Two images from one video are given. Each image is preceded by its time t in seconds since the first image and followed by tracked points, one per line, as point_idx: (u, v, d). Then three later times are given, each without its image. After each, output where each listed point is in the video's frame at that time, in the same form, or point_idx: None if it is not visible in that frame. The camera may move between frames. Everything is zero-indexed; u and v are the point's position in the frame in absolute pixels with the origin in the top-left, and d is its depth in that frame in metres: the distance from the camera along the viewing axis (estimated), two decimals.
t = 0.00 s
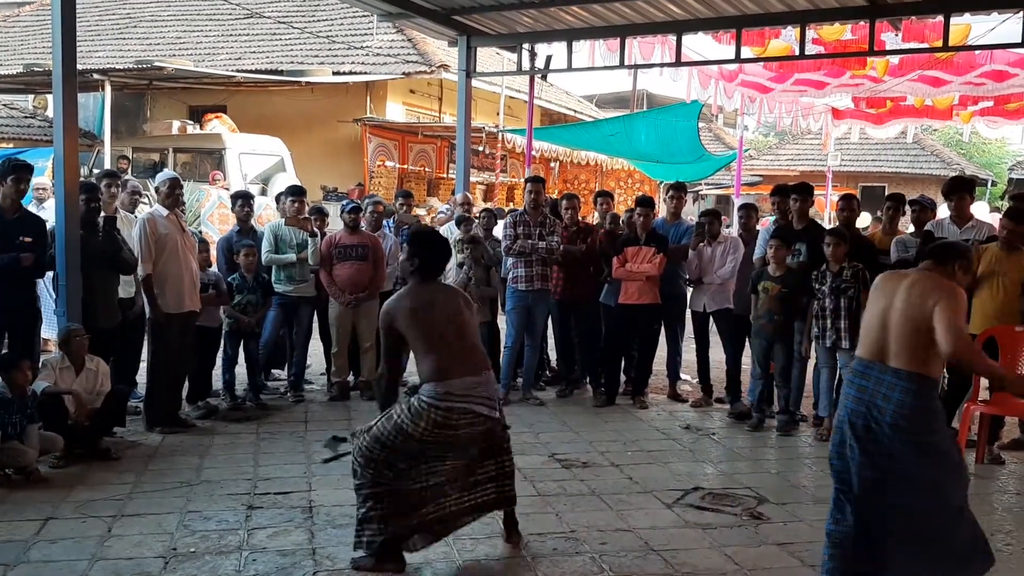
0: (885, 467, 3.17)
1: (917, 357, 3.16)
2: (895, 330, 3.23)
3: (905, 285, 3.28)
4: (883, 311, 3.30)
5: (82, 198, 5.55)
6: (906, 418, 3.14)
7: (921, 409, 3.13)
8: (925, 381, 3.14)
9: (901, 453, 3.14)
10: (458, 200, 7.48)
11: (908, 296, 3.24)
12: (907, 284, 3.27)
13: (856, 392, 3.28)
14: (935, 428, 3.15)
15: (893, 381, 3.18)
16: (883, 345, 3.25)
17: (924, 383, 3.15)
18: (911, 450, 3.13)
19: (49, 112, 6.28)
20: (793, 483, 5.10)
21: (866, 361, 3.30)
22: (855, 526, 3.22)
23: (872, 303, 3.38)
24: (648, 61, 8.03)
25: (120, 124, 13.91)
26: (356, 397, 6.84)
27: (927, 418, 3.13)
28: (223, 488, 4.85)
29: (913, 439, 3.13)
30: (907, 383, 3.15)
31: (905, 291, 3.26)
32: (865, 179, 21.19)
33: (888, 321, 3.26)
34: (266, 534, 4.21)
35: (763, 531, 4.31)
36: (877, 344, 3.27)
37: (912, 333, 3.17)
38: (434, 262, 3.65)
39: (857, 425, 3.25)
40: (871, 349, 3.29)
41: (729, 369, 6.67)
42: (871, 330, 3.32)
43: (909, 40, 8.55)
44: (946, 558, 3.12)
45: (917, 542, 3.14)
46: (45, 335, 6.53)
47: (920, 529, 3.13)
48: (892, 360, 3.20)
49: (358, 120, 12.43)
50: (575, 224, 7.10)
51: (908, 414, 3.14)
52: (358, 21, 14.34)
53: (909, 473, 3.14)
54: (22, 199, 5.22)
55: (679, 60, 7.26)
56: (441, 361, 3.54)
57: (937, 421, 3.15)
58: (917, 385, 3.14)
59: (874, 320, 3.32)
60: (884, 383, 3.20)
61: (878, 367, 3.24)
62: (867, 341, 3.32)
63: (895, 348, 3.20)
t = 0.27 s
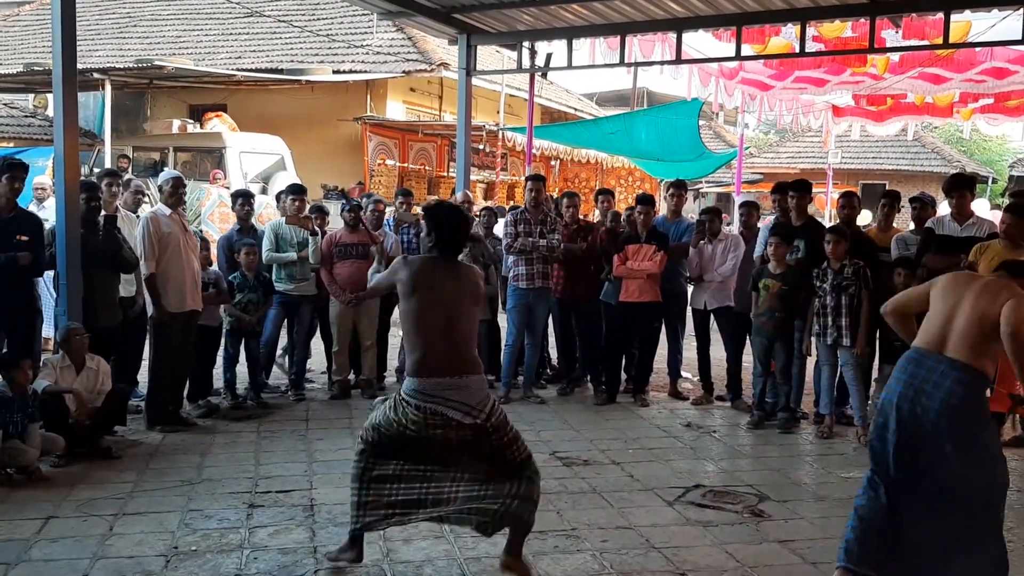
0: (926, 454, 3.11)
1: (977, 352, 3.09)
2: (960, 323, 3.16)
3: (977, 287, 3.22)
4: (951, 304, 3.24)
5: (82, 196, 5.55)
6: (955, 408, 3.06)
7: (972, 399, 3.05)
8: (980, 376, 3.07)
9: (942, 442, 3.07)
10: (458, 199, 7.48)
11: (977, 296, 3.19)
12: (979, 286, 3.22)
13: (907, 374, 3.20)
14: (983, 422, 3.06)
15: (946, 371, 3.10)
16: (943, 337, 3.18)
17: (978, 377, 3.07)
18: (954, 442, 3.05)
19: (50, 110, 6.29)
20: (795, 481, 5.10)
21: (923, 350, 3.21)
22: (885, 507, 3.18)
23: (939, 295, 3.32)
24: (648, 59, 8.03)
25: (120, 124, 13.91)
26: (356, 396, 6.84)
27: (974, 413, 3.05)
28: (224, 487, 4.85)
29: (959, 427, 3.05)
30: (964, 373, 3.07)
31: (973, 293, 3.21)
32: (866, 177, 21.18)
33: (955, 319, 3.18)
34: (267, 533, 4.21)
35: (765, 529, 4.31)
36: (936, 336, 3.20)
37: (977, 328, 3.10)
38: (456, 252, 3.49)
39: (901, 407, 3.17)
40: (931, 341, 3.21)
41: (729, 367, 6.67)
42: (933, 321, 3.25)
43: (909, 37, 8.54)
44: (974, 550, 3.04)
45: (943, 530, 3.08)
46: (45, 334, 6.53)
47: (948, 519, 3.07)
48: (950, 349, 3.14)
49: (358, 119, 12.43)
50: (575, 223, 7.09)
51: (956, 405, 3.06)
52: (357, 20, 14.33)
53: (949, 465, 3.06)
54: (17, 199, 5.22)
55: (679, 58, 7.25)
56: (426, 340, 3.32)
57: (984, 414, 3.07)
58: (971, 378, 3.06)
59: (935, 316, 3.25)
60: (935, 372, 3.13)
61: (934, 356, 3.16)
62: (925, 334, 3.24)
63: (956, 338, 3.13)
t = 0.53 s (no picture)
0: (954, 438, 2.92)
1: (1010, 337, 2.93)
2: (993, 306, 3.00)
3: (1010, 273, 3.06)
4: (985, 287, 3.07)
5: (81, 196, 5.55)
6: (989, 387, 2.89)
7: (1003, 380, 2.89)
8: (1013, 360, 2.91)
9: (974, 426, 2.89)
10: (458, 198, 7.48)
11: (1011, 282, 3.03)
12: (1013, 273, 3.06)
13: (939, 353, 3.02)
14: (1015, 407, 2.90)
15: (977, 353, 2.93)
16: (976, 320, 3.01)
17: (1012, 360, 2.91)
18: (984, 424, 2.88)
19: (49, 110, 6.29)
20: (795, 479, 5.10)
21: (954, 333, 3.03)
22: (908, 495, 2.99)
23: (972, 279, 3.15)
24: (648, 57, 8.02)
25: (120, 124, 13.91)
26: (357, 395, 6.84)
27: (1006, 393, 2.89)
28: (224, 487, 4.85)
29: (992, 410, 2.89)
30: (999, 355, 2.90)
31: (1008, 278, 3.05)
32: (865, 175, 21.19)
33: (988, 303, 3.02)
34: (267, 532, 4.21)
35: (765, 527, 4.31)
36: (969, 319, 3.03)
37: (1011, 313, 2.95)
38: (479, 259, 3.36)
39: (930, 383, 3.00)
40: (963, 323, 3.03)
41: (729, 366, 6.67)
42: (964, 305, 3.08)
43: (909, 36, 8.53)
44: (996, 546, 2.89)
45: (967, 520, 2.91)
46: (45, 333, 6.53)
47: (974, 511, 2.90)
48: (981, 333, 2.97)
49: (357, 118, 12.42)
50: (575, 221, 7.08)
51: (985, 384, 2.89)
52: (357, 19, 14.32)
53: (981, 451, 2.88)
54: (14, 199, 5.22)
55: (679, 56, 7.24)
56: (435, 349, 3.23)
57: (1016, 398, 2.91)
58: (1004, 361, 2.90)
59: (967, 300, 3.09)
60: (966, 354, 2.95)
61: (963, 340, 2.99)
62: (957, 316, 3.07)
63: (989, 322, 2.97)
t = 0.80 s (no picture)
0: (978, 428, 3.27)
1: None
2: (1019, 301, 3.30)
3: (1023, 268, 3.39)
4: (1008, 281, 3.38)
5: (80, 197, 5.55)
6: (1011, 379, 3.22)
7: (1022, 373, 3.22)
8: None
9: (986, 423, 3.26)
10: (457, 198, 7.48)
11: None
12: None
13: (963, 349, 3.37)
14: None
15: (1002, 346, 3.25)
16: (998, 314, 3.34)
17: None
18: (1006, 415, 3.23)
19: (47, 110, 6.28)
20: (794, 478, 5.10)
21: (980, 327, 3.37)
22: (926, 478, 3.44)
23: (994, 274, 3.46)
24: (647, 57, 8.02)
25: (119, 124, 13.91)
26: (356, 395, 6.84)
27: None
28: (224, 487, 4.85)
29: (1011, 403, 3.23)
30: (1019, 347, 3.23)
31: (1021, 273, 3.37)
32: (865, 174, 21.19)
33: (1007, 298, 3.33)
34: (267, 532, 4.21)
35: (764, 526, 4.31)
36: (991, 314, 3.35)
37: None
38: (449, 271, 3.50)
39: (957, 378, 3.36)
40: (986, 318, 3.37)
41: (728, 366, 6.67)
42: (986, 301, 3.40)
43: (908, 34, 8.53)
44: (1005, 544, 3.22)
45: (983, 505, 3.25)
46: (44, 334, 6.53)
47: (984, 503, 3.24)
48: (1006, 326, 3.29)
49: (356, 118, 12.42)
50: (574, 221, 7.07)
51: (1011, 376, 3.22)
52: (356, 19, 14.32)
53: (999, 442, 3.24)
54: (12, 199, 5.21)
55: (678, 55, 7.24)
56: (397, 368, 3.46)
57: None
58: None
59: (988, 294, 3.41)
60: (989, 348, 3.29)
61: (989, 333, 3.32)
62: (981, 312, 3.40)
63: (1013, 317, 3.29)
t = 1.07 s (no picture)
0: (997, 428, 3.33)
1: None
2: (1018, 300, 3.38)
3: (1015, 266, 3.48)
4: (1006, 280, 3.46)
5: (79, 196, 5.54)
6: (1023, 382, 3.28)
7: None
8: None
9: (1000, 424, 3.32)
10: (457, 197, 7.50)
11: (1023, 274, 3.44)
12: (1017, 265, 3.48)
13: (974, 356, 3.46)
14: None
15: (1012, 350, 3.33)
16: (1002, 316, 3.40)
17: None
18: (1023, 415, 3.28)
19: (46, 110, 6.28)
20: (794, 477, 5.11)
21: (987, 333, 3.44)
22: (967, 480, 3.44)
23: (992, 279, 3.53)
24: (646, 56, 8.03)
25: (118, 123, 13.90)
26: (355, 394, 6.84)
27: None
28: (224, 486, 4.84)
29: None
30: None
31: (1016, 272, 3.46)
32: (864, 173, 21.22)
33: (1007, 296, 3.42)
34: (267, 531, 4.21)
35: (764, 525, 4.32)
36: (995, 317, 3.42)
37: None
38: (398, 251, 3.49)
39: (972, 384, 3.44)
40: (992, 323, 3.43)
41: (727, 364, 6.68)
42: (989, 304, 3.47)
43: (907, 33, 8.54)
44: None
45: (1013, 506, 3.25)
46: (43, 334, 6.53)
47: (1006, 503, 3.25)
48: (1012, 329, 3.36)
49: (356, 117, 12.42)
50: (573, 220, 7.06)
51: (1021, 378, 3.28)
52: (355, 18, 14.32)
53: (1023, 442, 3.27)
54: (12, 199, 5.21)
55: (677, 55, 7.25)
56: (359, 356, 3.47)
57: None
58: None
59: (989, 298, 3.48)
60: (999, 352, 3.36)
61: (997, 339, 3.39)
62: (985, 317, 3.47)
63: (1016, 317, 3.36)
